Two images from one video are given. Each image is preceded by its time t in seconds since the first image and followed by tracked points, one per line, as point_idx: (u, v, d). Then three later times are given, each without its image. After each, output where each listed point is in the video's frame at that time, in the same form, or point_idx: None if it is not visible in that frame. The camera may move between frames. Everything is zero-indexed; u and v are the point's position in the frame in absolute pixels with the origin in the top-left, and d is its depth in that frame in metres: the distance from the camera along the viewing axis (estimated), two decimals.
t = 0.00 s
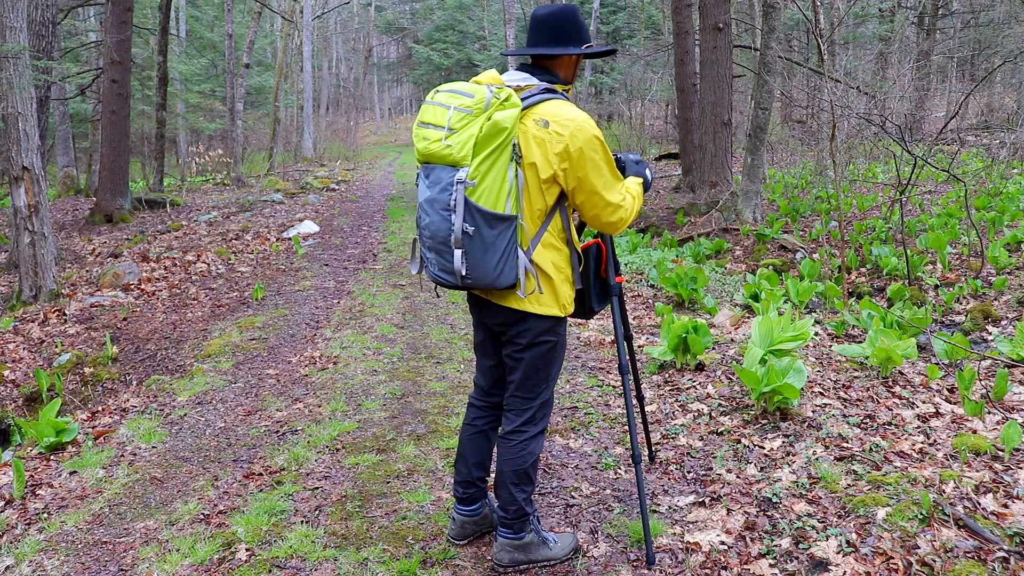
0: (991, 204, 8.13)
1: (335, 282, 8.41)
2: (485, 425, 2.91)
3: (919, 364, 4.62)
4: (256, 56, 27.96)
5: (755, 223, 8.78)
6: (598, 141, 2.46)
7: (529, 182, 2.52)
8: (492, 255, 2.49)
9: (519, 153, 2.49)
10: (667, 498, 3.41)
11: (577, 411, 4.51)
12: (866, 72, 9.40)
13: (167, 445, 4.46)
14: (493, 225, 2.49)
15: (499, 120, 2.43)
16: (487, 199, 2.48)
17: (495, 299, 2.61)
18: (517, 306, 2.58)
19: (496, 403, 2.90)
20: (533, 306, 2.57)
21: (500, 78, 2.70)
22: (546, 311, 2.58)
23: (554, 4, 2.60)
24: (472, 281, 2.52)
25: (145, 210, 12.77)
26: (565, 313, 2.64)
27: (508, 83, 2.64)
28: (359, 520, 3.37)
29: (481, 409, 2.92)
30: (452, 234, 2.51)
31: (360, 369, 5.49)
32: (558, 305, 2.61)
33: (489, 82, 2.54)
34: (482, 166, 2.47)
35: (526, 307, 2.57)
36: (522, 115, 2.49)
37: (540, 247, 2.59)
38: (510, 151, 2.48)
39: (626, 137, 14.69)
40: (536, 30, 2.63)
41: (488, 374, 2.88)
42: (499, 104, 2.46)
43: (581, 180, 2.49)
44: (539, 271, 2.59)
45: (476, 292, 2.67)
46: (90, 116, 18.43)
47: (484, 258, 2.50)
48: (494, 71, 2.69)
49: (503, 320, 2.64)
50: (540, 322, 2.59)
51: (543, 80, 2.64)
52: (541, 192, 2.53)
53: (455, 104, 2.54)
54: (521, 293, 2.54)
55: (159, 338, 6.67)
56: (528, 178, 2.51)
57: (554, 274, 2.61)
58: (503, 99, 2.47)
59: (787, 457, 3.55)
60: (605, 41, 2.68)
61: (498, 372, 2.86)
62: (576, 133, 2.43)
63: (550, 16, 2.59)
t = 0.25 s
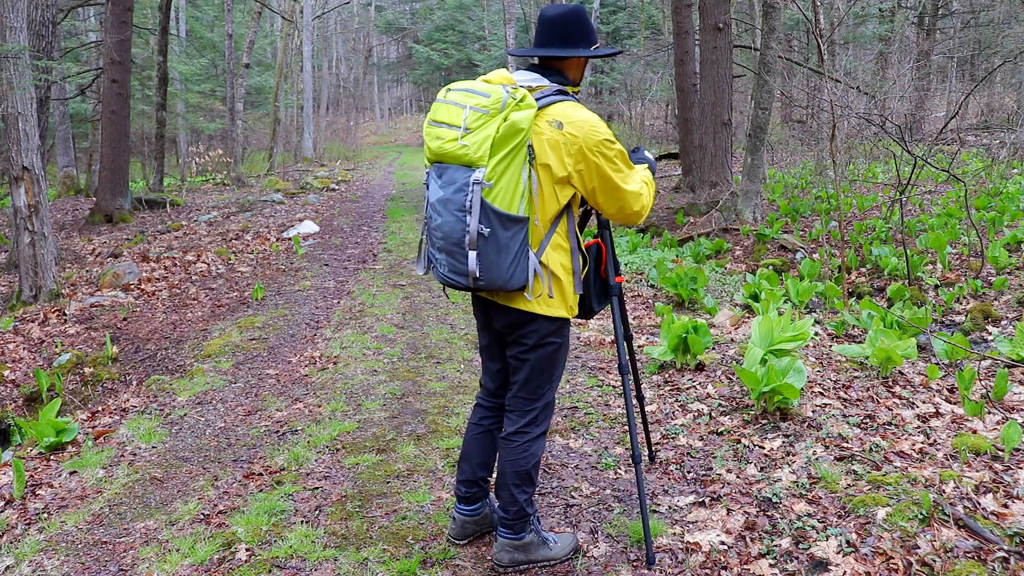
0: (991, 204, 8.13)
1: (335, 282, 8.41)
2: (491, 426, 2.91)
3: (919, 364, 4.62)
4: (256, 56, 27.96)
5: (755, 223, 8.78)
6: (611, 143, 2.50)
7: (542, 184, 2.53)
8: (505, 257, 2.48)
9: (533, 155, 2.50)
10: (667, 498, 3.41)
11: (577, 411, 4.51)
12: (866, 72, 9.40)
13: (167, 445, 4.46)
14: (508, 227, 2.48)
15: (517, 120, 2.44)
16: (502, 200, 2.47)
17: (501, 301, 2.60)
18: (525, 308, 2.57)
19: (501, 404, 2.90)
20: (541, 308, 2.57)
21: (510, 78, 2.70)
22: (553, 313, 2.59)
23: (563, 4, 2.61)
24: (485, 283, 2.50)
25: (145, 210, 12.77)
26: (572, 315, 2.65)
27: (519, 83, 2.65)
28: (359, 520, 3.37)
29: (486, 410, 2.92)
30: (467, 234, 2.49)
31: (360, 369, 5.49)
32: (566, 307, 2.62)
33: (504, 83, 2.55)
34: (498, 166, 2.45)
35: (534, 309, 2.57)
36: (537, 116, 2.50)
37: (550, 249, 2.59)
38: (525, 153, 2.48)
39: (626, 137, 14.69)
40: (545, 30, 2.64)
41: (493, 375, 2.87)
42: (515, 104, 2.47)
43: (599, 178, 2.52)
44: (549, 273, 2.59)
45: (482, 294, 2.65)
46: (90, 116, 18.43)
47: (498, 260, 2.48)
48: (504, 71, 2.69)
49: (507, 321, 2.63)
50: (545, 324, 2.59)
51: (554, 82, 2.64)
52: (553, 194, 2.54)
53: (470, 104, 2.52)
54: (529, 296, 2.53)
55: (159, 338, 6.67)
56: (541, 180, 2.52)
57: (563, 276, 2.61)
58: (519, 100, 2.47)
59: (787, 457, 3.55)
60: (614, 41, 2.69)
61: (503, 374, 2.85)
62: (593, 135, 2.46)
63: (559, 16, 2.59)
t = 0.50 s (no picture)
0: (991, 204, 8.13)
1: (335, 282, 8.41)
2: (494, 426, 2.91)
3: (919, 364, 4.62)
4: (256, 56, 27.96)
5: (755, 223, 8.78)
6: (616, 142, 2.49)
7: (548, 184, 2.52)
8: (512, 258, 2.48)
9: (538, 156, 2.49)
10: (667, 498, 3.41)
11: (577, 411, 4.51)
12: (866, 72, 9.40)
13: (167, 445, 4.46)
14: (514, 228, 2.48)
15: (522, 121, 2.43)
16: (509, 201, 2.46)
17: (506, 303, 2.60)
18: (530, 309, 2.56)
19: (504, 404, 2.90)
20: (546, 309, 2.57)
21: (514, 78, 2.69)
22: (558, 313, 2.59)
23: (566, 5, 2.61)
24: (491, 285, 2.50)
25: (145, 210, 12.77)
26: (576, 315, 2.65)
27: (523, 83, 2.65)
28: (359, 520, 3.37)
29: (489, 410, 2.92)
30: (473, 236, 2.49)
31: (360, 369, 5.49)
32: (571, 307, 2.62)
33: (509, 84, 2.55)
34: (505, 167, 2.45)
35: (539, 310, 2.56)
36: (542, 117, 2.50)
37: (555, 249, 2.60)
38: (531, 153, 2.48)
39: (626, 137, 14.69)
40: (548, 31, 2.63)
41: (496, 375, 2.87)
42: (521, 105, 2.47)
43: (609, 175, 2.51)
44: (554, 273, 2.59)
45: (487, 295, 2.64)
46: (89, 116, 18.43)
47: (504, 261, 2.48)
48: (508, 71, 2.69)
49: (512, 321, 2.63)
50: (549, 324, 2.59)
51: (559, 81, 2.64)
52: (558, 194, 2.54)
53: (475, 104, 2.52)
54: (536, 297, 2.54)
55: (159, 338, 6.67)
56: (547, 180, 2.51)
57: (568, 277, 2.62)
58: (524, 100, 2.47)
59: (787, 457, 3.55)
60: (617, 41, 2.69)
61: (507, 374, 2.85)
62: (599, 134, 2.46)
63: (562, 17, 2.59)
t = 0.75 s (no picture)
0: (991, 204, 8.13)
1: (335, 282, 8.41)
2: (495, 426, 2.91)
3: (919, 364, 4.62)
4: (256, 56, 27.96)
5: (755, 223, 8.78)
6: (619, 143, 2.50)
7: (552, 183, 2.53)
8: (519, 257, 2.48)
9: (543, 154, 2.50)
10: (667, 498, 3.41)
11: (577, 411, 4.51)
12: (866, 71, 9.40)
13: (167, 445, 4.46)
14: (521, 226, 2.48)
15: (528, 120, 2.43)
16: (516, 199, 2.47)
17: (513, 303, 2.60)
18: (536, 308, 2.57)
19: (506, 405, 2.90)
20: (552, 308, 2.57)
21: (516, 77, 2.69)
22: (565, 313, 2.59)
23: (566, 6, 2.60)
24: (499, 283, 2.50)
25: (145, 210, 12.77)
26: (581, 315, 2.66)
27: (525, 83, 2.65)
28: (359, 520, 3.37)
29: (491, 410, 2.92)
30: (480, 235, 2.48)
31: (360, 369, 5.49)
32: (577, 307, 2.62)
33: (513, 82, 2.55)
34: (511, 166, 2.45)
35: (545, 309, 2.57)
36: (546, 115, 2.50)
37: (561, 249, 2.60)
38: (537, 152, 2.48)
39: (626, 137, 14.68)
40: (548, 33, 2.62)
41: (499, 376, 2.87)
42: (526, 103, 2.46)
43: (598, 188, 2.49)
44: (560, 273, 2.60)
45: (493, 295, 2.65)
46: (90, 116, 18.42)
47: (512, 260, 2.48)
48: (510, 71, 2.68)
49: (516, 321, 2.63)
50: (554, 324, 2.59)
51: (560, 81, 2.65)
52: (563, 193, 2.54)
53: (480, 103, 2.51)
54: (543, 295, 2.53)
55: (159, 338, 6.67)
56: (552, 179, 2.52)
57: (573, 276, 2.62)
58: (529, 99, 2.47)
59: (787, 457, 3.55)
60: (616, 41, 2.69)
61: (509, 374, 2.84)
62: (600, 135, 2.45)
63: (563, 19, 2.59)
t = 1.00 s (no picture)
0: (991, 204, 8.13)
1: (335, 282, 8.41)
2: (495, 427, 2.91)
3: (919, 364, 4.62)
4: (257, 56, 27.96)
5: (755, 223, 8.78)
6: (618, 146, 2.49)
7: (548, 180, 2.52)
8: (512, 251, 2.48)
9: (540, 150, 2.50)
10: (667, 498, 3.41)
11: (577, 411, 4.51)
12: (866, 72, 9.40)
13: (167, 445, 4.46)
14: (515, 220, 2.48)
15: (525, 114, 2.44)
16: (510, 193, 2.47)
17: (507, 299, 2.59)
18: (531, 307, 2.56)
19: (506, 405, 2.89)
20: (545, 307, 2.56)
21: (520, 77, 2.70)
22: (559, 313, 2.58)
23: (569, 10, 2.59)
24: (491, 277, 2.50)
25: (145, 210, 12.77)
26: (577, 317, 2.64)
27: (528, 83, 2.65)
28: (359, 520, 3.37)
29: (491, 411, 2.92)
30: (474, 227, 2.49)
31: (360, 369, 5.48)
32: (571, 308, 2.60)
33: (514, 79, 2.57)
34: (506, 159, 2.45)
35: (539, 308, 2.56)
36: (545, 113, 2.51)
37: (556, 248, 2.58)
38: (534, 147, 2.48)
39: (626, 137, 14.68)
40: (551, 37, 2.63)
41: (498, 376, 2.87)
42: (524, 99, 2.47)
43: (591, 187, 2.48)
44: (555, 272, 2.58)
45: (489, 292, 2.65)
46: (90, 116, 18.42)
47: (504, 253, 2.48)
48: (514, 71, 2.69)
49: (513, 321, 2.63)
50: (551, 324, 2.59)
51: (562, 81, 2.65)
52: (560, 192, 2.54)
53: (479, 98, 2.54)
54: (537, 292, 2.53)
55: (159, 338, 6.67)
56: (548, 176, 2.52)
57: (568, 276, 2.60)
58: (528, 95, 2.48)
59: (787, 457, 3.55)
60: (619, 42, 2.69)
61: (507, 375, 2.84)
62: (598, 134, 2.45)
63: (566, 24, 2.58)
